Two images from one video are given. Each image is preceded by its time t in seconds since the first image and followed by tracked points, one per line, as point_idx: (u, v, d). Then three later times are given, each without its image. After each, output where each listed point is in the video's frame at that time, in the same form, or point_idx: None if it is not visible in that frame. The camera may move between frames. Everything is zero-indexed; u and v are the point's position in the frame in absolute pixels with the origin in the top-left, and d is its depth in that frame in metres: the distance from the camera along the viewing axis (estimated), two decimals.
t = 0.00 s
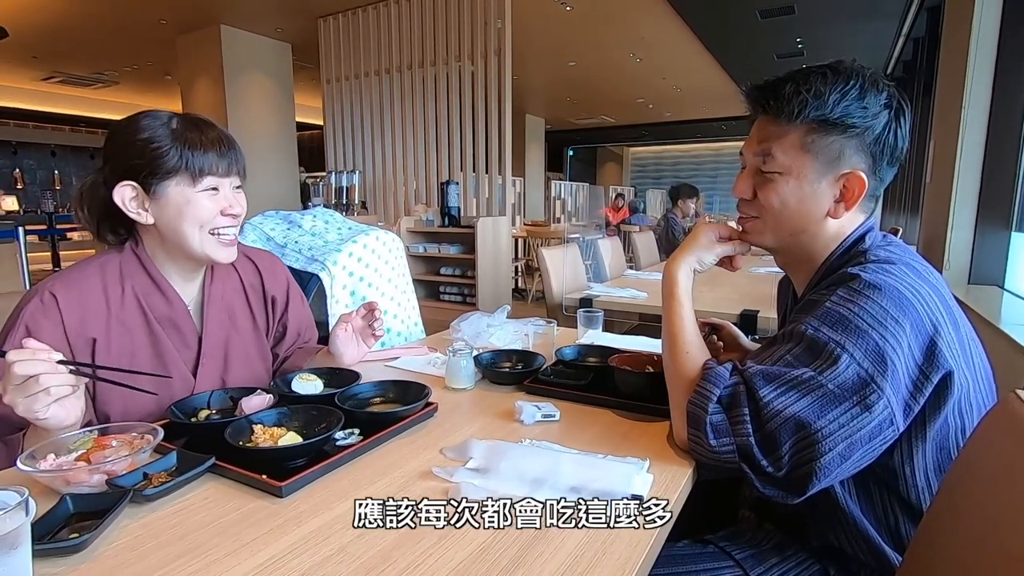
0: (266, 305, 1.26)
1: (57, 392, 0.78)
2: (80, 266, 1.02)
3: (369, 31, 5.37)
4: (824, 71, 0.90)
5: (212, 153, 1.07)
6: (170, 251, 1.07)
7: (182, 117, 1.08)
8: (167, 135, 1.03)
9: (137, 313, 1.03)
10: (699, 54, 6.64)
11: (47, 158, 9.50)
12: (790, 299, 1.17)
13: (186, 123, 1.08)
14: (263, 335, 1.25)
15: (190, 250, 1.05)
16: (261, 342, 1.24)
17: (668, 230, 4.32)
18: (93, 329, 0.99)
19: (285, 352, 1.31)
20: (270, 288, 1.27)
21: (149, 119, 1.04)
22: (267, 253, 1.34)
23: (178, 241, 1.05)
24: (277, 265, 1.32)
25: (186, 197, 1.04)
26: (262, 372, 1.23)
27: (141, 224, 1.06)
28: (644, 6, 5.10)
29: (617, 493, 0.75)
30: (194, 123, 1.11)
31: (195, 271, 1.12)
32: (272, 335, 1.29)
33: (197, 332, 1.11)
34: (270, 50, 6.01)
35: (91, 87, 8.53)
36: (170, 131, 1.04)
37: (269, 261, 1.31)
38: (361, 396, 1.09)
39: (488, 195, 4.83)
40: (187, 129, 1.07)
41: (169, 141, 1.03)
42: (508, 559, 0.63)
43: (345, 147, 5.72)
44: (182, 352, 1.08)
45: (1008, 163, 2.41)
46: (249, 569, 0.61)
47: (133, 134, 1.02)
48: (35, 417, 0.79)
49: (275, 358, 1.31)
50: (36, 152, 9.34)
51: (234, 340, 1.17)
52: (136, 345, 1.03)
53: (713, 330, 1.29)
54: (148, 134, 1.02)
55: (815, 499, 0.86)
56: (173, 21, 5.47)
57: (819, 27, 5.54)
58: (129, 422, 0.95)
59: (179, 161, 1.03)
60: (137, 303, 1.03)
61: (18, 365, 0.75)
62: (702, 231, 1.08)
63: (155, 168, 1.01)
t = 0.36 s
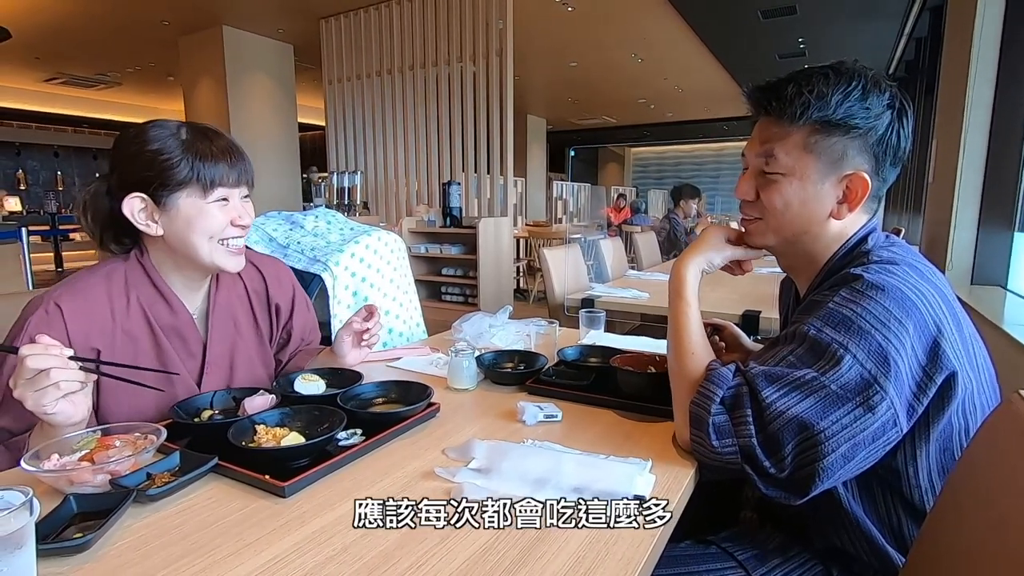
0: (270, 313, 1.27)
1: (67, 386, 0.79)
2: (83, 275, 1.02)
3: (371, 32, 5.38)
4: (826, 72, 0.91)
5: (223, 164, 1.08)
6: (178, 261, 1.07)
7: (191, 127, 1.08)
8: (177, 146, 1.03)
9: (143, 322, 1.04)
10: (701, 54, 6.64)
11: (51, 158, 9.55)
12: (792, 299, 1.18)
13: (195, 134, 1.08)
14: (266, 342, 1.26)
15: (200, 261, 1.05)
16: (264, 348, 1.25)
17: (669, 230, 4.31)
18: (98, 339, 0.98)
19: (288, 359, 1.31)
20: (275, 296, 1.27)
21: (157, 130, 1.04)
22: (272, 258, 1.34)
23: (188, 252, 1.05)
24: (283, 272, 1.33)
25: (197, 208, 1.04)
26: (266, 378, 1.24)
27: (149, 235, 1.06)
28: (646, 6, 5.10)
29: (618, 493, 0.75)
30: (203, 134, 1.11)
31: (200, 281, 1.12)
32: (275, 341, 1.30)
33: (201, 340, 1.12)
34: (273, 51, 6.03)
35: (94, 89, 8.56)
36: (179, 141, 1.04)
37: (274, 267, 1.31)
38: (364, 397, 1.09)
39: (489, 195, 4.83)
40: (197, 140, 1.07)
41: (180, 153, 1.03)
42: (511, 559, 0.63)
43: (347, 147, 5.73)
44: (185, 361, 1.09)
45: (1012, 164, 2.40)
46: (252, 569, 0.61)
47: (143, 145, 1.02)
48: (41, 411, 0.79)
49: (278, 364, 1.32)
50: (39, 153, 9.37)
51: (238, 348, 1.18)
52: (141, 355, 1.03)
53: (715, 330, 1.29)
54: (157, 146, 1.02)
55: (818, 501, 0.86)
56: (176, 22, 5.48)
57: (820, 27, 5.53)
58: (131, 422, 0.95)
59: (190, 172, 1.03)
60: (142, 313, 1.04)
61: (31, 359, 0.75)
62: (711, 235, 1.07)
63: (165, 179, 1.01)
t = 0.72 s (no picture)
0: (282, 330, 1.29)
1: (68, 388, 0.79)
2: (90, 292, 1.01)
3: (371, 33, 5.39)
4: (826, 73, 0.91)
5: (248, 186, 1.07)
6: (196, 284, 1.07)
7: (213, 145, 1.07)
8: (202, 169, 1.02)
9: (149, 341, 1.04)
10: (701, 55, 6.64)
11: (53, 160, 9.60)
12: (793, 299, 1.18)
13: (218, 152, 1.07)
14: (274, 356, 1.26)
15: (221, 286, 1.06)
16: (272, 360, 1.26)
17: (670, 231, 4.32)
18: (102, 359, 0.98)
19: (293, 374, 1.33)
20: (287, 312, 1.29)
21: (180, 150, 1.02)
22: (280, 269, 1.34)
23: (210, 278, 1.05)
24: (299, 290, 1.34)
25: (222, 234, 1.04)
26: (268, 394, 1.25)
27: (169, 258, 1.05)
28: (647, 7, 5.10)
29: (619, 495, 0.75)
30: (224, 150, 1.09)
31: (215, 302, 1.13)
32: (285, 356, 1.31)
33: (208, 358, 1.12)
34: (274, 52, 6.04)
35: (96, 90, 8.58)
36: (203, 163, 1.03)
37: (283, 280, 1.31)
38: (365, 398, 1.09)
39: (490, 196, 4.83)
40: (221, 161, 1.06)
41: (205, 177, 1.02)
42: (512, 559, 0.63)
43: (348, 148, 5.74)
44: (190, 379, 1.09)
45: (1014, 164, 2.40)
46: (254, 569, 0.61)
47: (165, 166, 1.01)
48: (40, 410, 0.79)
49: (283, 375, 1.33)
50: (41, 154, 9.41)
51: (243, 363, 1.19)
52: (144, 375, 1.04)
53: (715, 331, 1.29)
54: (182, 168, 1.01)
55: (819, 501, 0.86)
56: (177, 24, 5.49)
57: (821, 28, 5.53)
58: (133, 427, 0.95)
59: (216, 197, 1.02)
60: (149, 333, 1.03)
61: (41, 356, 0.77)
62: (705, 229, 1.07)
63: (189, 205, 1.01)
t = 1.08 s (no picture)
0: (273, 317, 1.28)
1: (65, 394, 0.80)
2: (79, 286, 1.01)
3: (372, 33, 5.39)
4: (821, 74, 0.92)
5: (228, 171, 1.07)
6: (183, 272, 1.07)
7: (193, 133, 1.07)
8: (180, 156, 1.03)
9: (140, 332, 1.04)
10: (701, 55, 6.64)
11: (53, 160, 9.62)
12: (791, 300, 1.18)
13: (199, 141, 1.07)
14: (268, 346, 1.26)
15: (207, 273, 1.06)
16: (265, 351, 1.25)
17: (671, 231, 4.32)
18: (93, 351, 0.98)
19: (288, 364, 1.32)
20: (278, 300, 1.29)
21: (159, 138, 1.03)
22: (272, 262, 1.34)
23: (195, 264, 1.05)
24: (287, 278, 1.34)
25: (203, 219, 1.04)
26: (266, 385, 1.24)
27: (153, 246, 1.05)
28: (647, 7, 5.11)
29: (619, 497, 0.75)
30: (206, 138, 1.09)
31: (203, 290, 1.12)
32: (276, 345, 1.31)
33: (202, 349, 1.12)
34: (274, 53, 6.05)
35: (97, 91, 8.58)
36: (183, 150, 1.04)
37: (275, 273, 1.31)
38: (365, 399, 1.09)
39: (490, 196, 4.83)
40: (201, 148, 1.06)
41: (183, 162, 1.02)
42: (512, 561, 0.63)
43: (348, 149, 5.74)
44: (184, 370, 1.09)
45: (1015, 164, 2.40)
46: (255, 570, 0.61)
47: (145, 154, 1.01)
48: (35, 416, 0.80)
49: (280, 368, 1.33)
50: (42, 155, 9.43)
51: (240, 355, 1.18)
52: (138, 366, 1.04)
53: (715, 332, 1.29)
54: (161, 155, 1.01)
55: (819, 502, 0.86)
56: (178, 24, 5.50)
57: (822, 28, 5.54)
58: (132, 426, 0.95)
59: (195, 182, 1.02)
60: (140, 325, 1.03)
61: (36, 363, 0.77)
62: (710, 229, 1.05)
63: (169, 191, 1.01)
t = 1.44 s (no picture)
0: (249, 305, 1.27)
1: (55, 401, 0.79)
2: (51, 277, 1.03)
3: (372, 35, 5.40)
4: (822, 75, 0.94)
5: (190, 160, 1.08)
6: (149, 257, 1.07)
7: (161, 125, 1.09)
8: (144, 143, 1.04)
9: (115, 319, 1.04)
10: (701, 57, 6.65)
11: (55, 163, 9.65)
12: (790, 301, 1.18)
13: (165, 132, 1.08)
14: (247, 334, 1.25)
15: (170, 257, 1.06)
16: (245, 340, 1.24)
17: (671, 233, 4.32)
18: (68, 336, 0.99)
19: (273, 353, 1.30)
20: (251, 286, 1.28)
21: (126, 127, 1.05)
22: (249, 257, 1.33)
23: (159, 248, 1.05)
24: (258, 265, 1.32)
25: (164, 204, 1.04)
26: (249, 377, 1.23)
27: (118, 230, 1.06)
28: (648, 9, 5.11)
29: (620, 499, 0.75)
30: (174, 131, 1.10)
31: (173, 275, 1.12)
32: (258, 335, 1.29)
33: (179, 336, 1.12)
34: (275, 55, 6.06)
35: (98, 93, 8.60)
36: (147, 139, 1.05)
37: (250, 268, 1.30)
38: (366, 401, 1.09)
39: (490, 198, 4.83)
40: (165, 137, 1.07)
41: (145, 149, 1.03)
42: (513, 562, 0.64)
43: (348, 151, 5.75)
44: (162, 356, 1.08)
45: (1015, 166, 2.40)
46: (257, 572, 0.61)
47: (110, 141, 1.03)
48: (35, 427, 0.80)
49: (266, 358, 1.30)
50: (43, 156, 9.46)
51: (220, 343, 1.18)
52: (115, 352, 1.04)
53: (716, 335, 1.29)
54: (125, 142, 1.03)
55: (821, 504, 0.86)
56: (178, 26, 5.51)
57: (821, 31, 5.55)
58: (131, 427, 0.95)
59: (156, 168, 1.03)
60: (115, 312, 1.04)
61: (9, 382, 0.75)
62: (716, 229, 1.04)
63: (132, 175, 1.02)
